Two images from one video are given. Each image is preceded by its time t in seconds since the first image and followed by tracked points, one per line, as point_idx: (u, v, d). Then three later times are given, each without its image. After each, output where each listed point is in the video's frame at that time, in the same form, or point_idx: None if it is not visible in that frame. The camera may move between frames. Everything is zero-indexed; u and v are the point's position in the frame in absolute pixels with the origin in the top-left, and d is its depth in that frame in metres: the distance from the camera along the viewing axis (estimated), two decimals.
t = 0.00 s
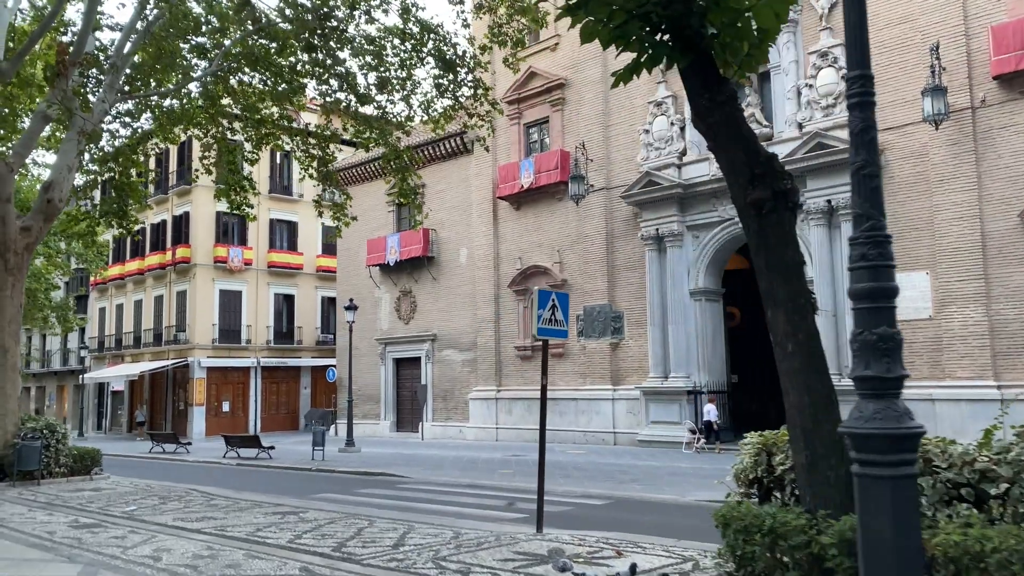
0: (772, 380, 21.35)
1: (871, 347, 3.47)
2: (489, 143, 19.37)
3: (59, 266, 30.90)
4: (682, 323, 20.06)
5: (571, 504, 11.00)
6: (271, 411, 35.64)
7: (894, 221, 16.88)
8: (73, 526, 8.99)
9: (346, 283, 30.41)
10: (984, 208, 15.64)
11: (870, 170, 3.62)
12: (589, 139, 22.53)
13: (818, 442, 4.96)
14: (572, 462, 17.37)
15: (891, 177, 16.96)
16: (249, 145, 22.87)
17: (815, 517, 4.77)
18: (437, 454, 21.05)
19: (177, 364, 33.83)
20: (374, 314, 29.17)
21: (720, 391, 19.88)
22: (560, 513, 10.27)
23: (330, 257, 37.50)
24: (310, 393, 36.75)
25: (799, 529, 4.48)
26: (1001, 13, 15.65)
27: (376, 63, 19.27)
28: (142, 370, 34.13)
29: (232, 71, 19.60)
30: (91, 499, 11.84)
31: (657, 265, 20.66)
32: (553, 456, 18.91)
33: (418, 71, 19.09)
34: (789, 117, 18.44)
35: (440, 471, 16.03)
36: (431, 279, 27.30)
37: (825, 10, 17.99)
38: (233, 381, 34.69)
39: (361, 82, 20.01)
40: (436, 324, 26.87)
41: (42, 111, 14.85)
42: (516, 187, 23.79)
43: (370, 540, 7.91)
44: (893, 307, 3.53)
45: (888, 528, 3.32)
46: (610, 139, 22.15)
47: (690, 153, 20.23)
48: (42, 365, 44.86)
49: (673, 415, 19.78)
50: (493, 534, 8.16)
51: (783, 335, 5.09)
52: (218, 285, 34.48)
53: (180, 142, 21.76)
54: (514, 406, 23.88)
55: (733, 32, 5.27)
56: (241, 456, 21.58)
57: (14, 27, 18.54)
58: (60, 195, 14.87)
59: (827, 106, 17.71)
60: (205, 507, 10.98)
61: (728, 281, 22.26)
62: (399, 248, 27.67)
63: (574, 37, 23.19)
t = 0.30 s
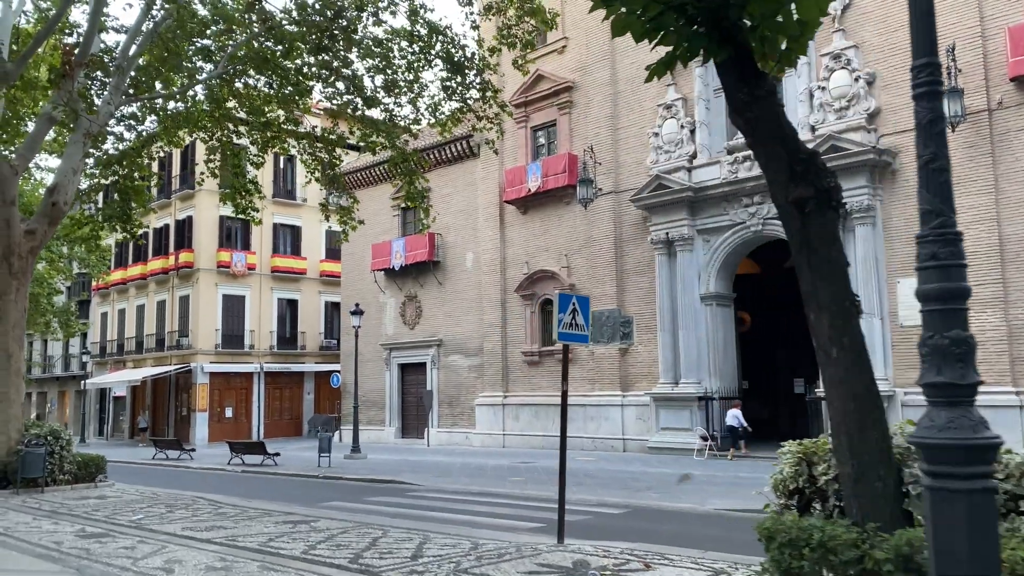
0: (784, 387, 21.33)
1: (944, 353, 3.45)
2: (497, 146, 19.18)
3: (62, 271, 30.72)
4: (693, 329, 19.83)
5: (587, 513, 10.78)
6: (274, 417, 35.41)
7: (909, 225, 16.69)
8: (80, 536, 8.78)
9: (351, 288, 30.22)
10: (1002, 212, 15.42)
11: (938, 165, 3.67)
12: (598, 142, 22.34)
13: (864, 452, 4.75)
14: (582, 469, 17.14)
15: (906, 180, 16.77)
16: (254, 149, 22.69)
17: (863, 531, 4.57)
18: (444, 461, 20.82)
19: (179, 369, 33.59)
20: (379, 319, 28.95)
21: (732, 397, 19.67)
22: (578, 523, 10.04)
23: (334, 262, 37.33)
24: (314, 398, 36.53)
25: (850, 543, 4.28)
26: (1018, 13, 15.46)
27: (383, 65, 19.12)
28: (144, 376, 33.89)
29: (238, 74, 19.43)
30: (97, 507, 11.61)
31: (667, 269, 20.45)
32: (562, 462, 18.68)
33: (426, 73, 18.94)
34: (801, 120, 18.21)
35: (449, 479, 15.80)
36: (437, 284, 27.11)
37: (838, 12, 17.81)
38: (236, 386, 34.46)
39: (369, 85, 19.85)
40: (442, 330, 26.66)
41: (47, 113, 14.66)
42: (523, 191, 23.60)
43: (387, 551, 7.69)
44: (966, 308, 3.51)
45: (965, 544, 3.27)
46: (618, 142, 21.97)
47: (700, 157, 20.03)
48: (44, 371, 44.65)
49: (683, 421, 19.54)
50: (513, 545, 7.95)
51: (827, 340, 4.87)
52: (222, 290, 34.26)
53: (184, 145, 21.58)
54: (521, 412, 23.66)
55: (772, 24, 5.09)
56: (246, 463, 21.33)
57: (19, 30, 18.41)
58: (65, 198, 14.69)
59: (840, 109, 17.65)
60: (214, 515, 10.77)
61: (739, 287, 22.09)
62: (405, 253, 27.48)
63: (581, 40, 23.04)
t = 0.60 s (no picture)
0: (795, 389, 21.16)
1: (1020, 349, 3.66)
2: (506, 146, 19.00)
3: (66, 273, 30.57)
4: (703, 331, 19.61)
5: (604, 518, 10.57)
6: (278, 419, 35.20)
7: (924, 225, 16.47)
8: (88, 541, 8.59)
9: (356, 290, 30.04)
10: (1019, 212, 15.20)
11: (1016, 153, 3.90)
12: (606, 142, 22.14)
13: (913, 456, 4.56)
14: (593, 473, 16.94)
15: (920, 180, 16.56)
16: (260, 149, 22.53)
17: (915, 539, 4.39)
18: (451, 464, 20.62)
19: (183, 372, 33.38)
20: (385, 321, 28.76)
21: (743, 400, 19.45)
22: (594, 529, 9.81)
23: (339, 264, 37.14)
24: (318, 401, 36.32)
25: (905, 554, 4.10)
26: None
27: (391, 65, 18.94)
28: (147, 378, 33.69)
29: (244, 74, 19.26)
30: (103, 511, 11.42)
31: (677, 270, 20.23)
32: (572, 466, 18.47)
33: (434, 73, 18.78)
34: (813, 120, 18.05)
35: (458, 483, 15.58)
36: (443, 286, 26.92)
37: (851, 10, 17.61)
38: (240, 389, 34.25)
39: (376, 84, 19.67)
40: (448, 332, 26.46)
41: (54, 111, 14.47)
42: (531, 192, 23.41)
43: (404, 558, 7.48)
44: None
45: None
46: (627, 142, 21.78)
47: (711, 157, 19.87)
48: (47, 374, 44.50)
49: (694, 424, 19.32)
50: (533, 551, 7.76)
51: (873, 340, 4.67)
52: (226, 292, 34.08)
53: (190, 145, 21.40)
54: (529, 415, 23.45)
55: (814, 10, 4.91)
56: (251, 466, 21.12)
57: (26, 30, 18.28)
58: (71, 198, 14.51)
59: (853, 108, 17.42)
60: (223, 520, 10.58)
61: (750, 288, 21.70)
62: (410, 254, 27.30)
63: (589, 40, 22.87)
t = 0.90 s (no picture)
0: (806, 394, 20.93)
1: None
2: (515, 148, 18.80)
3: (69, 277, 30.39)
4: (715, 335, 19.38)
5: (621, 526, 10.34)
6: (282, 424, 34.98)
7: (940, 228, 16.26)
8: (95, 550, 8.36)
9: (361, 294, 29.85)
10: None
11: None
12: (614, 145, 21.94)
13: (966, 463, 4.34)
14: (604, 479, 16.70)
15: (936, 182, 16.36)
16: (265, 152, 22.35)
17: (972, 553, 4.16)
18: (459, 470, 20.40)
19: (187, 377, 33.17)
20: (390, 326, 28.55)
21: (754, 405, 19.22)
22: (612, 537, 9.58)
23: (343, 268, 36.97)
24: (322, 406, 36.11)
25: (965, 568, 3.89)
26: None
27: (398, 66, 18.73)
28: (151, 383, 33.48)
29: (250, 76, 19.10)
30: (109, 519, 11.20)
31: (687, 274, 20.01)
32: (582, 472, 18.23)
33: (442, 74, 18.63)
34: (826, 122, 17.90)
35: (468, 489, 15.36)
36: (449, 290, 26.71)
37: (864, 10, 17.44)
38: (244, 394, 34.05)
39: (383, 86, 19.50)
40: (454, 336, 26.25)
41: (59, 112, 14.26)
42: (538, 195, 23.22)
43: (422, 568, 7.26)
44: None
45: None
46: (636, 145, 21.58)
47: (721, 159, 19.69)
48: (49, 379, 44.30)
49: (704, 430, 19.10)
50: (554, 561, 7.54)
51: (923, 342, 4.44)
52: (230, 296, 33.89)
53: (194, 148, 21.22)
54: (536, 420, 23.22)
55: None
56: (256, 472, 20.89)
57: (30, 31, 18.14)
58: (76, 200, 14.32)
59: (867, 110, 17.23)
60: (232, 528, 10.37)
61: (761, 292, 21.57)
62: (416, 258, 27.12)
63: (598, 42, 22.71)
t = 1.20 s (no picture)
0: (815, 396, 20.73)
1: None
2: (523, 149, 18.63)
3: (72, 280, 30.23)
4: (725, 338, 19.18)
5: (637, 532, 10.14)
6: (286, 428, 34.77)
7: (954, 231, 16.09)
8: (103, 557, 8.17)
9: (365, 297, 29.68)
10: None
11: None
12: (622, 146, 21.77)
13: (1019, 469, 4.15)
14: (614, 484, 16.50)
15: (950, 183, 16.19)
16: (270, 153, 22.22)
17: None
18: (465, 474, 20.20)
19: (190, 380, 32.97)
20: (395, 329, 28.37)
21: (765, 409, 19.01)
22: (630, 543, 9.39)
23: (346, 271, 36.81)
24: (326, 410, 35.91)
25: None
26: None
27: (405, 66, 18.57)
28: (154, 387, 33.29)
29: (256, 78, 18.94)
30: (115, 524, 11.01)
31: (697, 277, 19.82)
32: (591, 477, 18.01)
33: (449, 75, 18.46)
34: (838, 122, 17.75)
35: (477, 494, 15.16)
36: (454, 292, 26.52)
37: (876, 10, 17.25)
38: (248, 397, 33.85)
39: (390, 87, 19.35)
40: (460, 339, 26.06)
41: (64, 112, 14.10)
42: (545, 197, 23.03)
43: None
44: None
45: None
46: (644, 146, 21.41)
47: (731, 161, 19.53)
48: (51, 382, 44.13)
49: (714, 434, 18.91)
50: (574, 569, 7.34)
51: (973, 342, 4.26)
52: (233, 299, 33.71)
53: (199, 150, 21.05)
54: (543, 424, 23.02)
55: None
56: (261, 477, 20.70)
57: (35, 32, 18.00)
58: (81, 201, 14.13)
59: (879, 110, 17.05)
60: (240, 534, 10.18)
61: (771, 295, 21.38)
62: (421, 261, 26.96)
63: (605, 43, 22.57)
